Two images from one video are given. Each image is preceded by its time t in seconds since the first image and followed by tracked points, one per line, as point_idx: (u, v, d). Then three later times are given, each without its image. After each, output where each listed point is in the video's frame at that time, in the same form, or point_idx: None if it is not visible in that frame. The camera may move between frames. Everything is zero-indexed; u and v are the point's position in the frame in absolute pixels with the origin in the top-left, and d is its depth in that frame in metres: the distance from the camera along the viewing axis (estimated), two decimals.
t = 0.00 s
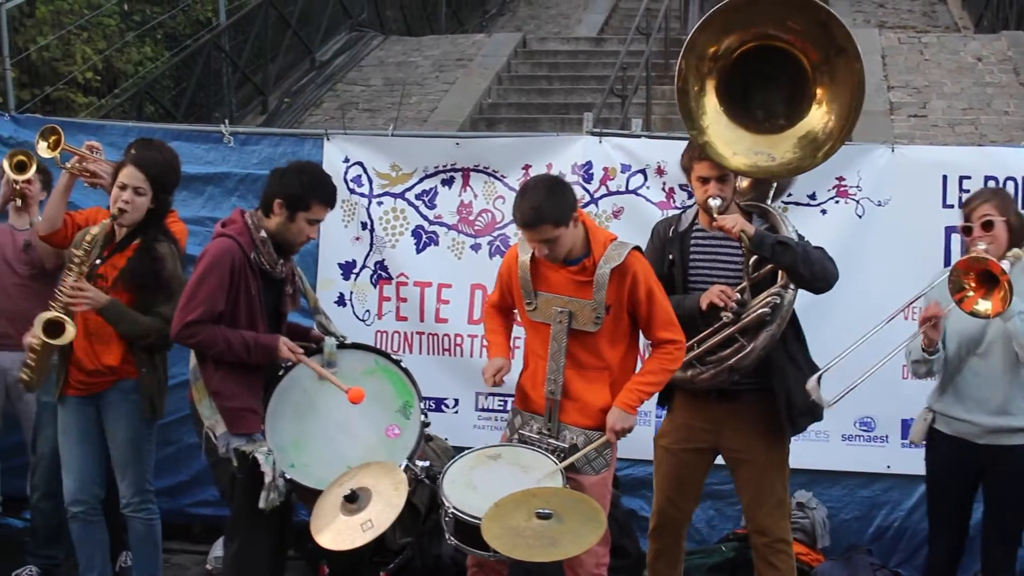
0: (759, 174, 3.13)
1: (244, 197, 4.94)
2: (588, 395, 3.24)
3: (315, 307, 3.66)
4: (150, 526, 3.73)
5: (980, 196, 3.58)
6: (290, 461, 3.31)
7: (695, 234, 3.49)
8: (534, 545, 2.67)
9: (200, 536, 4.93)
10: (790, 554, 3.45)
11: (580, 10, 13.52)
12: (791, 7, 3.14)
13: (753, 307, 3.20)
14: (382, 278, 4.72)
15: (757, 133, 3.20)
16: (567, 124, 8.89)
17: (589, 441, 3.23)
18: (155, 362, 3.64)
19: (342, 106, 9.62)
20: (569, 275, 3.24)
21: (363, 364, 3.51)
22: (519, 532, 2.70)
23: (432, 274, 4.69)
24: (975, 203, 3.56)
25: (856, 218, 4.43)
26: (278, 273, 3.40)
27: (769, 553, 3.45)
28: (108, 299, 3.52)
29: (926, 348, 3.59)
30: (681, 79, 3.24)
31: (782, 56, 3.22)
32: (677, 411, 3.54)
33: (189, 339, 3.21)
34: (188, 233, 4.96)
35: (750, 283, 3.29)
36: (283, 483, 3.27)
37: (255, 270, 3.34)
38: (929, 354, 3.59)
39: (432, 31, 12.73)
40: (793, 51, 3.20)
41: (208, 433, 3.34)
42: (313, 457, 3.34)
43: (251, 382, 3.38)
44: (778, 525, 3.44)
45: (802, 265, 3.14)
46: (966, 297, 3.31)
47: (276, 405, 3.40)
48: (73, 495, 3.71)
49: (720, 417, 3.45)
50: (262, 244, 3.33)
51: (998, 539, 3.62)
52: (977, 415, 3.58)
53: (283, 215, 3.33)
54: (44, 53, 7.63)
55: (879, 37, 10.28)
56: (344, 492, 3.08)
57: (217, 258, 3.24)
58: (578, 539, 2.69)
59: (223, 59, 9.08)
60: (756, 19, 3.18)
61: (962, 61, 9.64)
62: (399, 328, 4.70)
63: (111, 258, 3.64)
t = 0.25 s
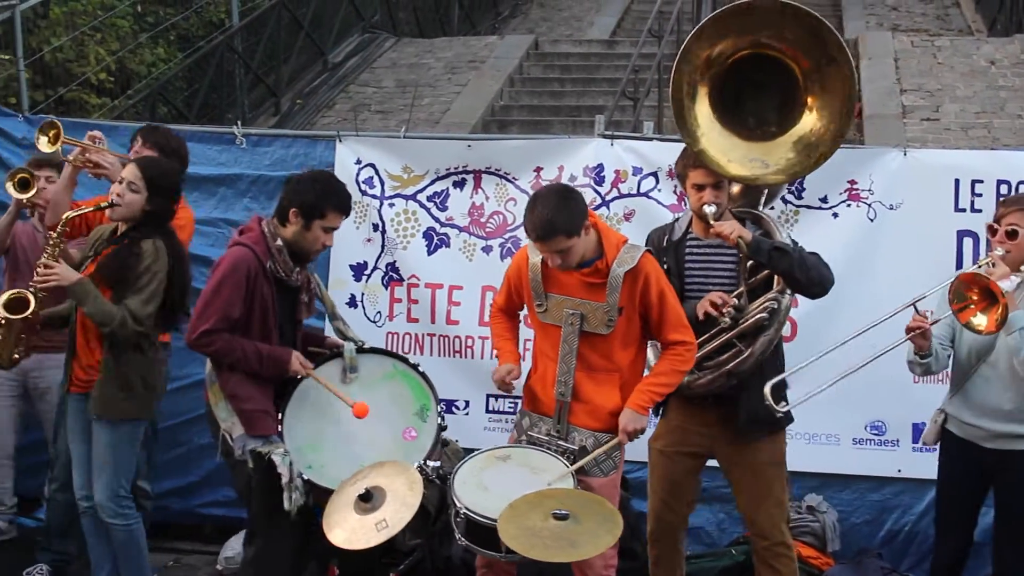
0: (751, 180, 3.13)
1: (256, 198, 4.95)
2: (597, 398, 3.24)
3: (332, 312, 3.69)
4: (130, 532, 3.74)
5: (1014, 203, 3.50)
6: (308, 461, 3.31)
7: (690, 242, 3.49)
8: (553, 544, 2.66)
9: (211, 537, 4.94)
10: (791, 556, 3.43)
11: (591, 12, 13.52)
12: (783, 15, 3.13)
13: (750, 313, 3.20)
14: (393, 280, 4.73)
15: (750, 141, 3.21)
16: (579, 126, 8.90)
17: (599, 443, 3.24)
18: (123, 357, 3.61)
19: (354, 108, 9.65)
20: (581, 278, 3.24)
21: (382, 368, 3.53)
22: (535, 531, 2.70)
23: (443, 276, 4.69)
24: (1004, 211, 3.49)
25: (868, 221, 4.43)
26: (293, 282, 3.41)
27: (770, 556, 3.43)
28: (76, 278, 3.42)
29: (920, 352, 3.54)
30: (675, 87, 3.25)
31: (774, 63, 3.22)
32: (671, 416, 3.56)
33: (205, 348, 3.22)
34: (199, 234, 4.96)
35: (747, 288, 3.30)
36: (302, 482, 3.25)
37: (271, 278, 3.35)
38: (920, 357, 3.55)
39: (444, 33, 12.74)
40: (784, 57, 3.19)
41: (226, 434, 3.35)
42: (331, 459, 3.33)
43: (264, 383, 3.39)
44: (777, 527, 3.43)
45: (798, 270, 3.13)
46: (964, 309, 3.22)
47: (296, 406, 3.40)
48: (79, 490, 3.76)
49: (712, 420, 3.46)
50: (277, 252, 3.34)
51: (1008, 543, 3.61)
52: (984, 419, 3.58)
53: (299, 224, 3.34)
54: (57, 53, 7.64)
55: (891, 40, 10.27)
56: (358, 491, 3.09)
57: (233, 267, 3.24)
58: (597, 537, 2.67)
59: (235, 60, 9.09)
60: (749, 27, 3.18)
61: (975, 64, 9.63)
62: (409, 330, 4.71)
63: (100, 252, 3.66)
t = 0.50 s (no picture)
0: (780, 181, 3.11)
1: (262, 200, 4.96)
2: (602, 402, 3.25)
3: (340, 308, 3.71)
4: (129, 533, 3.72)
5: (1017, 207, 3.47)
6: (305, 458, 3.33)
7: (711, 242, 3.49)
8: (565, 551, 2.66)
9: (215, 537, 4.95)
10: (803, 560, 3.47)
11: (599, 15, 13.53)
12: (806, 16, 3.14)
13: (776, 312, 3.20)
14: (398, 282, 4.74)
15: (772, 140, 3.19)
16: (585, 129, 8.91)
17: (604, 446, 3.25)
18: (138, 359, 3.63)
19: (361, 110, 9.67)
20: (585, 283, 3.24)
21: (382, 365, 3.54)
22: (547, 537, 2.70)
23: (448, 278, 4.70)
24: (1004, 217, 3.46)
25: (873, 225, 4.43)
26: (303, 274, 3.44)
27: (785, 559, 3.47)
28: (85, 287, 3.49)
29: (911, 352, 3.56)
30: (700, 85, 3.17)
31: (792, 65, 3.22)
32: (693, 417, 3.54)
33: (212, 339, 3.24)
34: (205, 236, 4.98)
35: (770, 286, 3.28)
36: (295, 479, 3.28)
37: (279, 271, 3.38)
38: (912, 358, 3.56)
39: (451, 36, 12.75)
40: (807, 59, 3.20)
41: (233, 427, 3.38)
42: (327, 456, 3.35)
43: (271, 380, 3.41)
44: (794, 531, 3.45)
45: (825, 270, 3.15)
46: (955, 313, 3.23)
47: (296, 401, 3.46)
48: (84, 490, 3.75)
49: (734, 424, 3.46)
50: (287, 245, 3.36)
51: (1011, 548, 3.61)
52: (976, 421, 3.58)
53: (305, 217, 3.36)
54: (65, 54, 7.66)
55: (898, 44, 10.27)
56: (369, 500, 3.08)
57: (241, 262, 3.27)
58: (609, 544, 2.68)
59: (242, 62, 9.11)
60: (770, 28, 3.17)
61: (982, 69, 9.63)
62: (414, 332, 4.72)
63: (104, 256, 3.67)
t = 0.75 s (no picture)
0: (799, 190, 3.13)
1: (269, 205, 4.98)
2: (610, 406, 3.25)
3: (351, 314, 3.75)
4: (142, 535, 3.69)
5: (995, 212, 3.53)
6: (307, 456, 3.36)
7: (733, 250, 3.50)
8: (576, 555, 2.66)
9: (221, 542, 4.95)
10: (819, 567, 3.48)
11: (605, 21, 13.54)
12: (833, 25, 3.16)
13: (796, 322, 3.21)
14: (404, 287, 4.75)
15: (795, 149, 3.21)
16: (590, 134, 8.92)
17: (612, 451, 3.25)
18: (153, 363, 3.65)
19: (367, 115, 9.69)
20: (592, 286, 3.25)
21: (390, 369, 3.55)
22: (559, 541, 2.70)
23: (454, 283, 4.71)
24: (992, 220, 3.50)
25: (879, 231, 4.43)
26: (309, 278, 3.46)
27: (802, 568, 3.48)
28: (97, 297, 3.48)
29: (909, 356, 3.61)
30: (723, 96, 3.22)
31: (818, 74, 3.23)
32: (715, 425, 3.53)
33: (224, 337, 3.29)
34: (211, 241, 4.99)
35: (792, 297, 3.30)
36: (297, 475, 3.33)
37: (287, 274, 3.42)
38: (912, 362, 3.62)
39: (457, 41, 12.76)
40: (832, 68, 3.20)
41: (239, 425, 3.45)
42: (329, 454, 3.36)
43: (280, 381, 3.47)
44: (814, 540, 3.46)
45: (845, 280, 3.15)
46: (955, 313, 3.22)
47: (304, 404, 3.49)
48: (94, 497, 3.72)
49: (759, 432, 3.46)
50: (295, 250, 3.40)
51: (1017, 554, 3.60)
52: (965, 421, 3.61)
53: (315, 223, 3.38)
54: (72, 60, 7.66)
55: (904, 49, 10.26)
56: (379, 505, 3.09)
57: (249, 261, 3.33)
58: (620, 547, 2.68)
59: (249, 67, 9.13)
60: (795, 37, 3.19)
61: (988, 73, 9.62)
62: (420, 337, 4.73)
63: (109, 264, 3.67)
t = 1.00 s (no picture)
0: (788, 193, 3.13)
1: (276, 209, 4.98)
2: (617, 412, 3.26)
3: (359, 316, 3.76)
4: (141, 542, 3.69)
5: (965, 225, 3.72)
6: (317, 454, 3.37)
7: (727, 253, 3.50)
8: (577, 560, 2.68)
9: (226, 545, 4.96)
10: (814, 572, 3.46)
11: (613, 27, 13.54)
12: (828, 30, 3.17)
13: (782, 324, 3.20)
14: (411, 291, 4.75)
15: (789, 153, 3.21)
16: (598, 140, 8.93)
17: (618, 457, 3.25)
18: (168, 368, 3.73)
19: (375, 120, 9.70)
20: (601, 293, 3.26)
21: (397, 367, 3.53)
22: (561, 547, 2.71)
23: (461, 288, 4.71)
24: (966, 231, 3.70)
25: (886, 238, 4.42)
26: (319, 274, 3.48)
27: (795, 571, 3.46)
28: (120, 314, 3.56)
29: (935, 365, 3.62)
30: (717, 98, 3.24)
31: (815, 79, 3.23)
32: (708, 428, 3.56)
33: (230, 333, 3.32)
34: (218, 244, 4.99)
35: (782, 298, 3.29)
36: (305, 472, 3.35)
37: (295, 269, 3.44)
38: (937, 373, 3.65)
39: (465, 46, 12.77)
40: (827, 73, 3.21)
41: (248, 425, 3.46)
42: (339, 452, 3.37)
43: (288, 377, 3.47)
44: (807, 542, 3.45)
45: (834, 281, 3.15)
46: (977, 318, 3.32)
47: (312, 405, 3.47)
48: (86, 505, 3.69)
49: (750, 434, 3.47)
50: (303, 245, 3.42)
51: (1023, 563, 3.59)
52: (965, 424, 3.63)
53: (325, 218, 3.41)
54: (81, 62, 7.67)
55: (913, 56, 10.26)
56: (382, 507, 3.10)
57: (255, 256, 3.36)
58: (621, 553, 2.69)
59: (257, 70, 9.14)
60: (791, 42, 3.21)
61: (997, 81, 9.62)
62: (427, 341, 4.73)
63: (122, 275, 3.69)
